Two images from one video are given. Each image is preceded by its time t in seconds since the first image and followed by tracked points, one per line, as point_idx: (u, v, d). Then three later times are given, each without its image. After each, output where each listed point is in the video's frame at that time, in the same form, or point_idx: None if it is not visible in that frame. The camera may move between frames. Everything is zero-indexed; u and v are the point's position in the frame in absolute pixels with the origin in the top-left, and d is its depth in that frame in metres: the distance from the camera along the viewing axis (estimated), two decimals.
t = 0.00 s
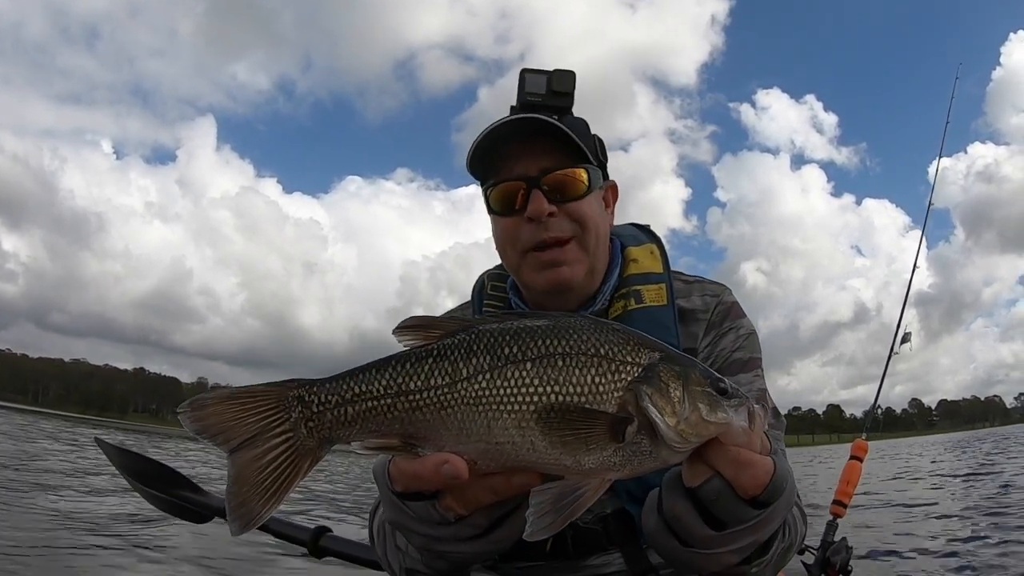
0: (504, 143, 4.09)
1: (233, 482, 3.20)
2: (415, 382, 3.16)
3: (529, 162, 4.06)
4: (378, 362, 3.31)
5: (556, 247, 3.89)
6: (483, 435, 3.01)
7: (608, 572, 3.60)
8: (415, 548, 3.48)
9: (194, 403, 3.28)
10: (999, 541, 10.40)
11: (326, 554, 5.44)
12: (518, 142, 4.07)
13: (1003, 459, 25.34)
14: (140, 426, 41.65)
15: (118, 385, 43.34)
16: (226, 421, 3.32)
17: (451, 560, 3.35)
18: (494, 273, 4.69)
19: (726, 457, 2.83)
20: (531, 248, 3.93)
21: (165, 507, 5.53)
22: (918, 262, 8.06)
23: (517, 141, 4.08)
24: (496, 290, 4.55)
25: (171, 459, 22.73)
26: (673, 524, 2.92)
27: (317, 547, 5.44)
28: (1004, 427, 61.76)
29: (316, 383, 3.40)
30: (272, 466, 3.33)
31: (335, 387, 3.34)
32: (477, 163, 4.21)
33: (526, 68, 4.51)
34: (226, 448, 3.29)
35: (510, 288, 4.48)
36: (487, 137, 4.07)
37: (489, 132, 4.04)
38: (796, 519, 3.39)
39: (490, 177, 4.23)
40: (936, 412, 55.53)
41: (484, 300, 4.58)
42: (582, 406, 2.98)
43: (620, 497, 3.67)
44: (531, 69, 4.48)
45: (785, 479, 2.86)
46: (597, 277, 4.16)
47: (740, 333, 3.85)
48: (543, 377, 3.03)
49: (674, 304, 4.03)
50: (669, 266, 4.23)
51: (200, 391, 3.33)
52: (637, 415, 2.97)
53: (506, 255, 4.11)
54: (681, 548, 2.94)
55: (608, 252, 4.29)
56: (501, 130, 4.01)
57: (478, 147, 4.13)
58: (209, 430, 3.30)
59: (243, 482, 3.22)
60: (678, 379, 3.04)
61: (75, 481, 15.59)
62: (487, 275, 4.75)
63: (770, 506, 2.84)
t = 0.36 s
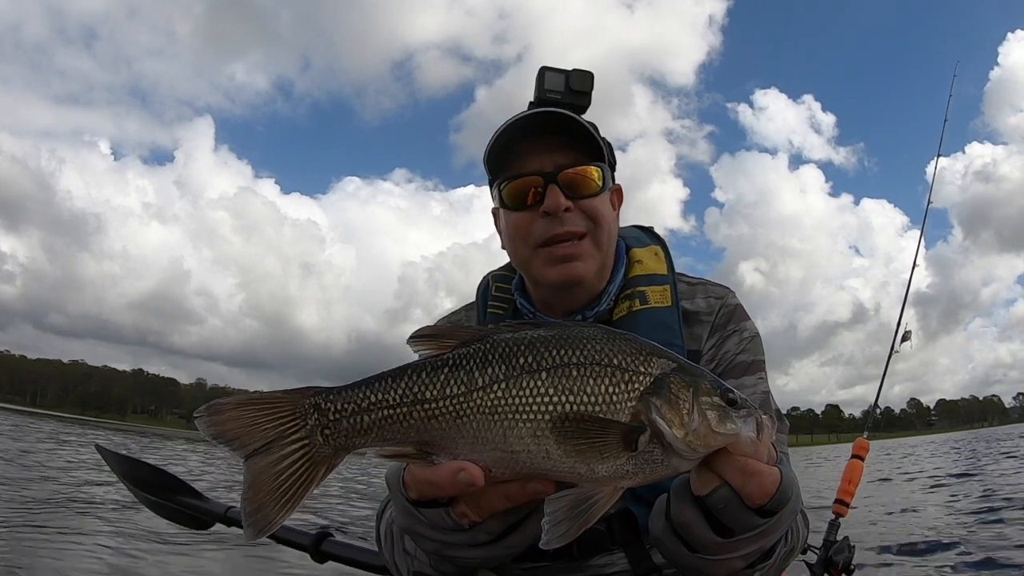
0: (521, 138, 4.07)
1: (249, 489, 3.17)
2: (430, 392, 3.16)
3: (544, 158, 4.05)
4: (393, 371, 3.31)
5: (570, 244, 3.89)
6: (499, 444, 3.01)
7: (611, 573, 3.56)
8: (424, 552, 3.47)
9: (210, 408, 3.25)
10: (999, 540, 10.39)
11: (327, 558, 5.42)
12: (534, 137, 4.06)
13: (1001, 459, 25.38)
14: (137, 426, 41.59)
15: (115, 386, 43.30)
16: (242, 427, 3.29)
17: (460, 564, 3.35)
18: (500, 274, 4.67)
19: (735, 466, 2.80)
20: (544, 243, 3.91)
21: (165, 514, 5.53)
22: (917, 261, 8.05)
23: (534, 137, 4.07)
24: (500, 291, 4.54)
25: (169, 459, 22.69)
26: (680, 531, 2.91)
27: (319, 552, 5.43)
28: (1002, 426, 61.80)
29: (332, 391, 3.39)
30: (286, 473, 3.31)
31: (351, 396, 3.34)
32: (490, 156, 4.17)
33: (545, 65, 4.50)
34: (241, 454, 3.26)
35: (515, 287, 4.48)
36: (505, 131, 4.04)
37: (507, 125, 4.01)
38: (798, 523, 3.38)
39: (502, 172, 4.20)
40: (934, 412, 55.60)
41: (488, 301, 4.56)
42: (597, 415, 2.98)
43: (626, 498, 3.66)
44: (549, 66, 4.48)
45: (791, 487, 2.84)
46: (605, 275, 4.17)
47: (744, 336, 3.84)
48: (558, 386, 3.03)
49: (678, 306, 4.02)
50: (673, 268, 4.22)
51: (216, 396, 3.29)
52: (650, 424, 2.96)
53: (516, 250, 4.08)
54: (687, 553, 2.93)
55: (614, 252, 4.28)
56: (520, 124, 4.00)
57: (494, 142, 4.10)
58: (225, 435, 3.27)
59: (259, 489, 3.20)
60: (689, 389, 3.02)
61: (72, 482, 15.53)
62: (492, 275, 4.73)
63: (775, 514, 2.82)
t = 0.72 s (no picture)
0: (524, 147, 4.06)
1: (249, 494, 3.17)
2: (428, 397, 3.16)
3: (547, 167, 4.04)
4: (392, 375, 3.31)
5: (571, 253, 3.89)
6: (496, 450, 3.01)
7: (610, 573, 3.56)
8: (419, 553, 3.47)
9: (208, 415, 3.24)
10: (997, 540, 10.39)
11: (326, 558, 5.42)
12: (537, 146, 4.05)
13: (999, 459, 25.43)
14: (135, 426, 41.58)
15: (114, 386, 43.29)
16: (240, 434, 3.28)
17: (456, 566, 3.35)
18: (500, 275, 4.68)
19: (734, 472, 2.81)
20: (544, 252, 3.92)
21: (165, 512, 5.52)
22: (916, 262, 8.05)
23: (537, 146, 4.06)
24: (500, 291, 4.54)
25: (167, 459, 22.69)
26: (679, 537, 2.92)
27: (318, 551, 5.43)
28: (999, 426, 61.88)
29: (329, 396, 3.39)
30: (285, 478, 3.31)
31: (349, 400, 3.33)
32: (493, 164, 4.17)
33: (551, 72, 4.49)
34: (240, 460, 3.25)
35: (515, 288, 4.48)
36: (508, 140, 4.04)
37: (512, 134, 4.02)
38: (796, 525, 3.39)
39: (504, 178, 4.19)
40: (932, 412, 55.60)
41: (488, 302, 4.56)
42: (594, 422, 2.97)
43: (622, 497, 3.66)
44: (555, 73, 4.46)
45: (790, 493, 2.85)
46: (604, 281, 4.17)
47: (742, 337, 3.84)
48: (556, 393, 3.03)
49: (677, 307, 4.03)
50: (673, 269, 4.23)
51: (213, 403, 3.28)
52: (647, 431, 2.95)
53: (517, 257, 4.08)
54: (686, 558, 2.95)
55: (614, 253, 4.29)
56: (525, 133, 4.00)
57: (497, 151, 4.10)
58: (223, 441, 3.26)
59: (259, 494, 3.20)
60: (688, 396, 3.00)
61: (72, 482, 15.54)
62: (492, 276, 4.73)
63: (774, 520, 2.82)
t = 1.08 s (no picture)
0: (503, 147, 4.05)
1: (251, 479, 3.17)
2: (430, 378, 3.14)
3: (529, 165, 4.03)
4: (392, 357, 3.28)
5: (558, 247, 3.88)
6: (499, 430, 3.00)
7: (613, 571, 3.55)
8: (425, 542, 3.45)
9: (210, 399, 3.24)
10: (996, 540, 10.38)
11: (326, 557, 5.41)
12: (516, 146, 4.04)
13: (998, 458, 25.48)
14: (132, 427, 41.49)
15: (111, 388, 43.21)
16: (242, 417, 3.28)
17: (462, 555, 3.32)
18: (499, 273, 4.67)
19: (738, 451, 2.80)
20: (532, 249, 3.92)
21: (164, 510, 5.48)
22: (915, 261, 8.04)
23: (516, 145, 4.05)
24: (501, 288, 4.53)
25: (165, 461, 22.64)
26: (684, 519, 2.91)
27: (318, 549, 5.41)
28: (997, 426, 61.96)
29: (331, 380, 3.37)
30: (288, 462, 3.30)
31: (351, 383, 3.31)
32: (477, 166, 4.19)
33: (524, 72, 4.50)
34: (243, 444, 3.25)
35: (514, 285, 4.47)
36: (486, 142, 4.05)
37: (489, 136, 4.02)
38: (803, 513, 3.37)
39: (491, 180, 4.21)
40: (929, 412, 55.69)
41: (488, 300, 4.55)
42: (596, 401, 2.96)
43: (626, 492, 3.67)
44: (529, 73, 4.47)
45: (794, 473, 2.84)
46: (600, 273, 4.16)
47: (744, 327, 3.85)
48: (557, 372, 3.02)
49: (677, 298, 4.02)
50: (671, 261, 4.22)
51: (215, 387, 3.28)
52: (650, 409, 2.95)
53: (508, 254, 4.10)
54: (691, 540, 2.93)
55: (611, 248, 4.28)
56: (501, 134, 3.99)
57: (479, 155, 4.11)
58: (225, 425, 3.26)
59: (261, 479, 3.19)
60: (690, 374, 3.01)
61: (70, 484, 15.49)
62: (491, 275, 4.73)
63: (779, 499, 2.81)
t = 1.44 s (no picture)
0: (517, 137, 4.06)
1: (243, 498, 3.16)
2: (423, 398, 3.13)
3: (541, 158, 4.04)
4: (386, 377, 3.28)
5: (572, 239, 3.87)
6: (492, 449, 2.98)
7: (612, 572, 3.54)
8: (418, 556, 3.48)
9: (205, 417, 3.24)
10: (997, 540, 10.38)
11: (327, 555, 5.40)
12: (528, 138, 4.06)
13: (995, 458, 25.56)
14: (131, 429, 41.42)
15: (109, 389, 43.14)
16: (236, 435, 3.27)
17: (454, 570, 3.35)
18: (498, 273, 4.66)
19: (727, 465, 2.80)
20: (544, 241, 3.90)
21: (166, 509, 5.49)
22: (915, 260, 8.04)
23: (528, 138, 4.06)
24: (500, 289, 4.52)
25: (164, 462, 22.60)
26: (676, 532, 2.91)
27: (319, 548, 5.41)
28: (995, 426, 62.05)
29: (325, 398, 3.35)
30: (281, 481, 3.29)
31: (344, 403, 3.30)
32: (487, 157, 4.15)
33: (537, 67, 4.51)
34: (236, 462, 3.24)
35: (515, 285, 4.47)
36: (499, 134, 4.05)
37: (505, 125, 4.01)
38: (800, 519, 3.35)
39: (498, 174, 4.18)
40: (928, 412, 55.76)
41: (488, 300, 4.54)
42: (588, 420, 2.95)
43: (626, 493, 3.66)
44: (541, 68, 4.48)
45: (784, 486, 2.84)
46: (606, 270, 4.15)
47: (745, 330, 3.84)
48: (549, 392, 3.00)
49: (677, 299, 4.02)
50: (672, 262, 4.23)
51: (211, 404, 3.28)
52: (641, 428, 2.93)
53: (515, 249, 4.05)
54: (685, 554, 2.93)
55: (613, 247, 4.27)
56: (517, 123, 4.00)
57: (490, 147, 4.10)
58: (219, 442, 3.26)
59: (253, 497, 3.18)
60: (680, 392, 2.98)
61: (70, 485, 15.48)
62: (491, 274, 4.71)
63: (770, 511, 2.81)
